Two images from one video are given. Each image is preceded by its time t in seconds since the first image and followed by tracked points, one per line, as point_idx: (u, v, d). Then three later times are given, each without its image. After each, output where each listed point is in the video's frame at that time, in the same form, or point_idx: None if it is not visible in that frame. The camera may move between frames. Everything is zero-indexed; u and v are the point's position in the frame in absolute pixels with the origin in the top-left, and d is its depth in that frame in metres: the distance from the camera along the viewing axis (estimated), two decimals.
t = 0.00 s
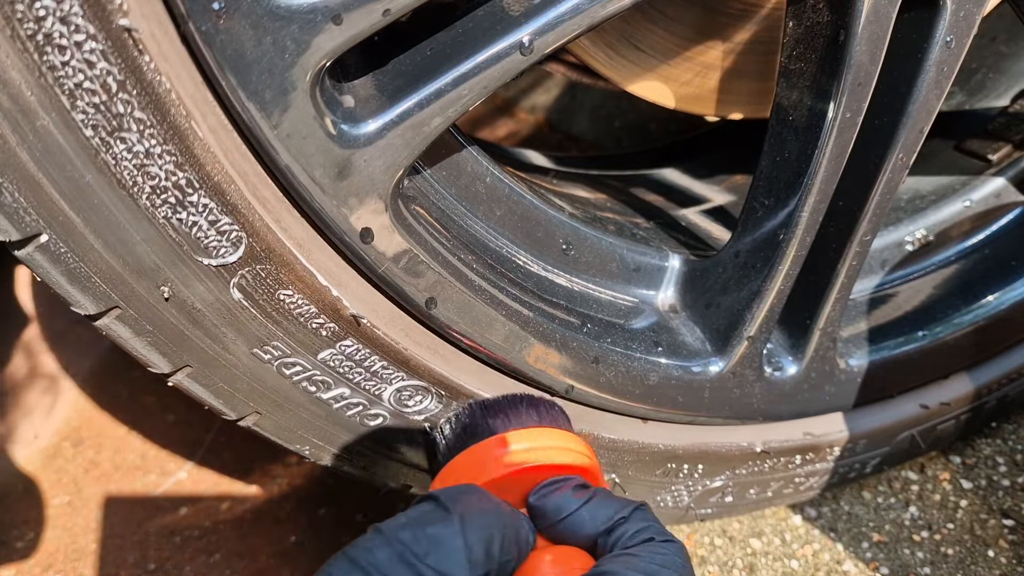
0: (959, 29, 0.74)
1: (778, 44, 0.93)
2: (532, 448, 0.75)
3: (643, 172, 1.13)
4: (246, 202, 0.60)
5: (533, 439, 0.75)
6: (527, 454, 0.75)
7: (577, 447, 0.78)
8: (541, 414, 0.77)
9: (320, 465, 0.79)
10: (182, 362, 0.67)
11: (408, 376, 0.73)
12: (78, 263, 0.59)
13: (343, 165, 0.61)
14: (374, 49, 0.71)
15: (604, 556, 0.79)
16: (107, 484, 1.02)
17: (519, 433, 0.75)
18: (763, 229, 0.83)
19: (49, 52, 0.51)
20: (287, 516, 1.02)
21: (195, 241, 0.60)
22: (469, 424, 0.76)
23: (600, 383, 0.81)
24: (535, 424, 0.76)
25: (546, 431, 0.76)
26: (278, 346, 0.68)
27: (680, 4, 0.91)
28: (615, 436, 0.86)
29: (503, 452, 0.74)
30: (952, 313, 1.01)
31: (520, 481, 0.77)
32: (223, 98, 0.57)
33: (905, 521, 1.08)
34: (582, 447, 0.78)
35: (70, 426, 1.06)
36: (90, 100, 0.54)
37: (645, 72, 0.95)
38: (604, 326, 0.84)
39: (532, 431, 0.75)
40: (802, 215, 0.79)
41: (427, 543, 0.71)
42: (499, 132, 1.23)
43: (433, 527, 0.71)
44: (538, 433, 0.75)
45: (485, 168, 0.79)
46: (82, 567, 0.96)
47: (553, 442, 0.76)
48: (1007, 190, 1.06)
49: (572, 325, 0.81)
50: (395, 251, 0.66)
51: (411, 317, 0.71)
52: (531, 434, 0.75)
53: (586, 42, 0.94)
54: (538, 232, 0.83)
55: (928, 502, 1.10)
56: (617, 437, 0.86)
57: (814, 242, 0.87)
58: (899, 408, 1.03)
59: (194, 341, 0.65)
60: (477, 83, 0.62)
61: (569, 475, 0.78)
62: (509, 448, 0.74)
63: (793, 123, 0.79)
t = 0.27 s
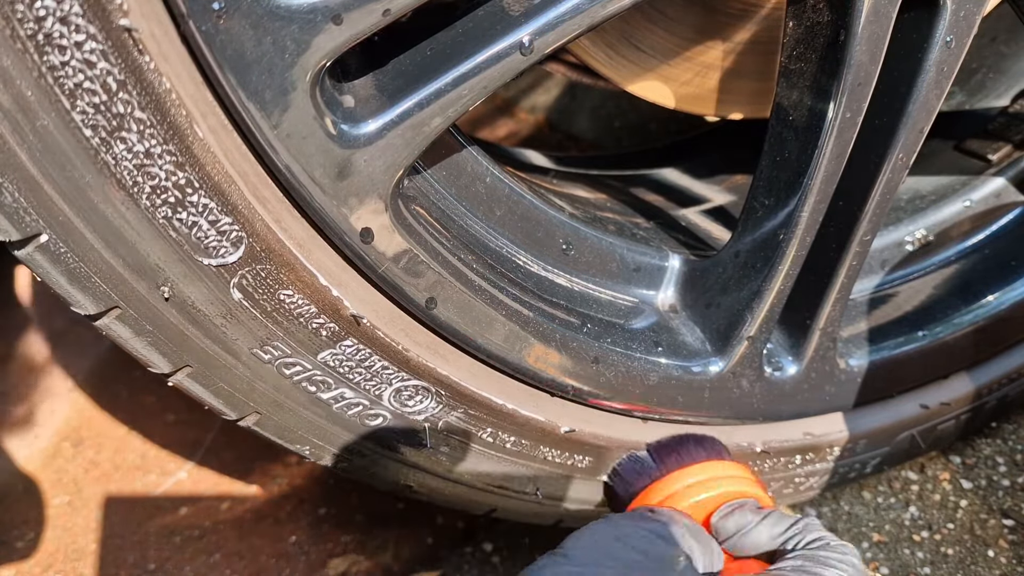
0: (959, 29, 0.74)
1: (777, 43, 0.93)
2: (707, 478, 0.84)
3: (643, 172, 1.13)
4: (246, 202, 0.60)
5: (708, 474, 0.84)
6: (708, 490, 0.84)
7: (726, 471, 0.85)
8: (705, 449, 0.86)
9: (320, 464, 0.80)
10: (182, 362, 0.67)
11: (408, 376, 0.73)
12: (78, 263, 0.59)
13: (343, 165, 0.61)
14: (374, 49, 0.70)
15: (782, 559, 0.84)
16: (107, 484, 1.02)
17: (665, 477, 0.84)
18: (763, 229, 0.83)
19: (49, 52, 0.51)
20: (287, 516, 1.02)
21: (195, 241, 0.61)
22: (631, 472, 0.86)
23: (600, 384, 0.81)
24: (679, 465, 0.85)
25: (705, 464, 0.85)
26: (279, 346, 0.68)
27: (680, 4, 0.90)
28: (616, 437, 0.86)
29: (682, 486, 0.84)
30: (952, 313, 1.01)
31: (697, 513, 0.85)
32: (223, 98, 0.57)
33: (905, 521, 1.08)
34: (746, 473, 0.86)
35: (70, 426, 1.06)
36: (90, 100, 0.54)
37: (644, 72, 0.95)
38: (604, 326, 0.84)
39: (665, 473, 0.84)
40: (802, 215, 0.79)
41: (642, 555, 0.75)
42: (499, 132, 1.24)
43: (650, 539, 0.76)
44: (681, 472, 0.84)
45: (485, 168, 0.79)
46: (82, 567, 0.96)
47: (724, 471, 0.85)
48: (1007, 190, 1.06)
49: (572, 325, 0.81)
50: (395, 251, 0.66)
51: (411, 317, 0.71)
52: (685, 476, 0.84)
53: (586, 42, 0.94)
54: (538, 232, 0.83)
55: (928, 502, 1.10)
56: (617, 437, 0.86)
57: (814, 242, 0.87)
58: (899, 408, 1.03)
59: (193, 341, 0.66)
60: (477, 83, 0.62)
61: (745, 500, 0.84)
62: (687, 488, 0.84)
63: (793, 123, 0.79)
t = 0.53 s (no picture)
0: (959, 29, 0.74)
1: (777, 43, 0.93)
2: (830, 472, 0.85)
3: (643, 172, 1.13)
4: (246, 202, 0.60)
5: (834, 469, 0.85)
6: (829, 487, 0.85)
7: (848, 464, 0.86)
8: (814, 442, 0.89)
9: (320, 464, 0.80)
10: (182, 362, 0.67)
11: (408, 376, 0.73)
12: (78, 263, 0.59)
13: (343, 165, 0.61)
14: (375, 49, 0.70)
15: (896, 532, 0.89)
16: (107, 484, 1.02)
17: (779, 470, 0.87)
18: (762, 229, 0.83)
19: (49, 52, 0.51)
20: (288, 516, 1.02)
21: (195, 241, 0.61)
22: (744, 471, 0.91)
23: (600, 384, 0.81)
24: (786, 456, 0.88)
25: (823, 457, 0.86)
26: (279, 346, 0.68)
27: (680, 4, 0.90)
28: (616, 437, 0.86)
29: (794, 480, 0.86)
30: (952, 313, 1.01)
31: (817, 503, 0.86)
32: (223, 99, 0.57)
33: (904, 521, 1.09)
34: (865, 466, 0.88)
35: (70, 426, 1.06)
36: (90, 100, 0.54)
37: (644, 72, 0.95)
38: (604, 326, 0.84)
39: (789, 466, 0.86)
40: (802, 215, 0.79)
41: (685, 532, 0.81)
42: (499, 132, 1.24)
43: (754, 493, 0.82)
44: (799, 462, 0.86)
45: (485, 169, 0.79)
46: (82, 567, 0.96)
47: (853, 466, 0.86)
48: (1007, 190, 1.07)
49: (572, 325, 0.81)
50: (395, 251, 0.66)
51: (411, 317, 0.71)
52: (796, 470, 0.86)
53: (586, 42, 0.94)
54: (538, 233, 0.83)
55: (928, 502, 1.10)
56: (618, 437, 0.86)
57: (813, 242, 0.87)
58: (899, 408, 1.03)
59: (193, 341, 0.66)
60: (478, 83, 0.62)
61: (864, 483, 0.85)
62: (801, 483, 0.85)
63: (793, 123, 0.79)
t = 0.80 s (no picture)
0: (959, 29, 0.74)
1: (778, 43, 0.93)
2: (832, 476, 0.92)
3: (643, 172, 1.13)
4: (246, 202, 0.60)
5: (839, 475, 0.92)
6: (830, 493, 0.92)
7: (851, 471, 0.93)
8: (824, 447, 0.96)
9: (320, 464, 0.80)
10: (182, 362, 0.67)
11: (408, 376, 0.73)
12: (78, 263, 0.59)
13: (343, 165, 0.61)
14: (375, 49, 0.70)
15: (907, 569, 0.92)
16: (107, 484, 1.02)
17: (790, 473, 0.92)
18: (762, 229, 0.83)
19: (49, 52, 0.51)
20: (288, 516, 1.02)
21: (195, 240, 0.61)
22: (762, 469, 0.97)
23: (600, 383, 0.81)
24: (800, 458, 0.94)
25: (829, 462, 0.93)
26: (279, 346, 0.68)
27: (681, 4, 0.90)
28: (616, 437, 0.86)
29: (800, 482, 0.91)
30: (952, 313, 1.01)
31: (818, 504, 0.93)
32: (223, 98, 0.57)
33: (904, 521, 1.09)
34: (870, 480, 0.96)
35: (70, 426, 1.06)
36: (90, 100, 0.54)
37: (644, 72, 0.95)
38: (604, 326, 0.84)
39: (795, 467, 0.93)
40: (802, 215, 0.79)
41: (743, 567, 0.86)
42: (499, 132, 1.24)
43: (815, 518, 0.87)
44: (800, 466, 0.92)
45: (485, 169, 0.79)
46: (82, 567, 0.96)
47: (854, 472, 0.94)
48: (1007, 190, 1.07)
49: (572, 325, 0.81)
50: (395, 251, 0.66)
51: (411, 317, 0.71)
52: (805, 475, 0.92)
53: (585, 41, 0.94)
54: (538, 233, 0.83)
55: (928, 502, 1.10)
56: (618, 437, 0.86)
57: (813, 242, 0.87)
58: (899, 408, 1.03)
59: (192, 342, 0.66)
60: (478, 83, 0.63)
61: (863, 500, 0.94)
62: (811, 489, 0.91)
63: (793, 123, 0.79)
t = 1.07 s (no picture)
0: (958, 29, 0.74)
1: (778, 43, 0.93)
2: (787, 487, 0.91)
3: (643, 172, 1.13)
4: (245, 202, 0.60)
5: (796, 487, 0.91)
6: (785, 502, 0.91)
7: (808, 481, 0.92)
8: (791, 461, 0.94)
9: (320, 464, 0.80)
10: (183, 362, 0.67)
11: (408, 376, 0.73)
12: (78, 263, 0.59)
13: (343, 165, 0.61)
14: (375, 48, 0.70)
15: None
16: (107, 484, 1.02)
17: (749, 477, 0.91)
18: (762, 229, 0.83)
19: (49, 52, 0.52)
20: (288, 516, 1.02)
21: (195, 240, 0.61)
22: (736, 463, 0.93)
23: (600, 383, 0.81)
24: (762, 465, 0.92)
25: (785, 471, 0.92)
26: (279, 346, 0.68)
27: (681, 4, 0.91)
28: (617, 437, 0.86)
29: (752, 491, 0.90)
30: (952, 313, 1.01)
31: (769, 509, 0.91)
32: (223, 98, 0.57)
33: (904, 520, 1.09)
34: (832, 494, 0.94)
35: (70, 426, 1.06)
36: (90, 100, 0.54)
37: (644, 71, 0.95)
38: (604, 326, 0.84)
39: (750, 475, 0.91)
40: (802, 215, 0.79)
41: None
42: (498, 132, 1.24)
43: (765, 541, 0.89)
44: (754, 475, 0.91)
45: (485, 169, 0.79)
46: (82, 567, 0.96)
47: (810, 484, 0.92)
48: (1007, 190, 1.07)
49: (572, 325, 0.81)
50: (395, 251, 0.66)
51: (411, 317, 0.71)
52: (761, 482, 0.90)
53: (585, 41, 0.93)
54: (538, 233, 0.83)
55: (928, 502, 1.10)
56: (618, 437, 0.86)
57: (814, 242, 0.87)
58: (899, 408, 1.03)
59: (192, 341, 0.66)
60: (477, 83, 0.63)
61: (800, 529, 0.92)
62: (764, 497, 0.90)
63: (793, 123, 0.79)
